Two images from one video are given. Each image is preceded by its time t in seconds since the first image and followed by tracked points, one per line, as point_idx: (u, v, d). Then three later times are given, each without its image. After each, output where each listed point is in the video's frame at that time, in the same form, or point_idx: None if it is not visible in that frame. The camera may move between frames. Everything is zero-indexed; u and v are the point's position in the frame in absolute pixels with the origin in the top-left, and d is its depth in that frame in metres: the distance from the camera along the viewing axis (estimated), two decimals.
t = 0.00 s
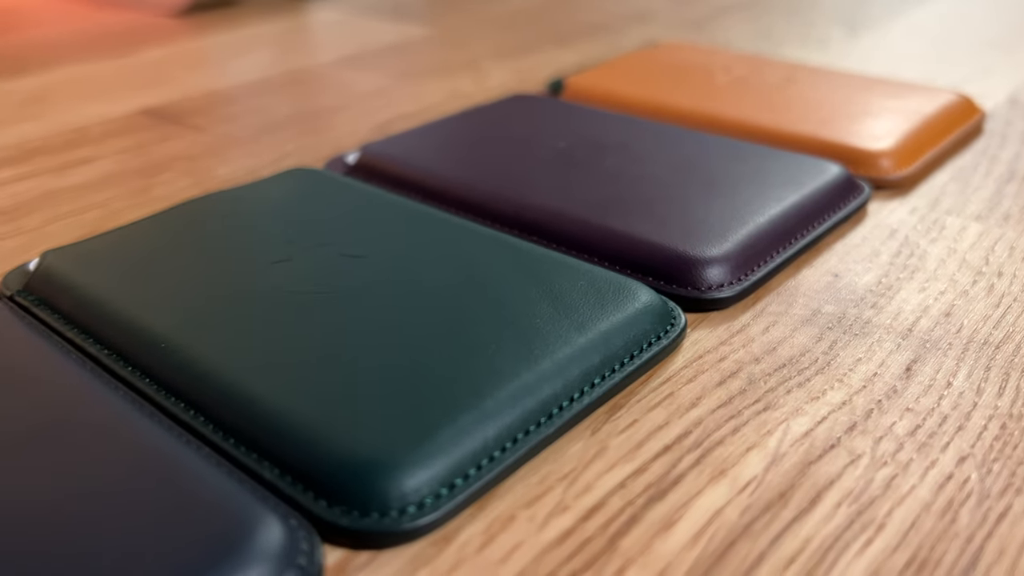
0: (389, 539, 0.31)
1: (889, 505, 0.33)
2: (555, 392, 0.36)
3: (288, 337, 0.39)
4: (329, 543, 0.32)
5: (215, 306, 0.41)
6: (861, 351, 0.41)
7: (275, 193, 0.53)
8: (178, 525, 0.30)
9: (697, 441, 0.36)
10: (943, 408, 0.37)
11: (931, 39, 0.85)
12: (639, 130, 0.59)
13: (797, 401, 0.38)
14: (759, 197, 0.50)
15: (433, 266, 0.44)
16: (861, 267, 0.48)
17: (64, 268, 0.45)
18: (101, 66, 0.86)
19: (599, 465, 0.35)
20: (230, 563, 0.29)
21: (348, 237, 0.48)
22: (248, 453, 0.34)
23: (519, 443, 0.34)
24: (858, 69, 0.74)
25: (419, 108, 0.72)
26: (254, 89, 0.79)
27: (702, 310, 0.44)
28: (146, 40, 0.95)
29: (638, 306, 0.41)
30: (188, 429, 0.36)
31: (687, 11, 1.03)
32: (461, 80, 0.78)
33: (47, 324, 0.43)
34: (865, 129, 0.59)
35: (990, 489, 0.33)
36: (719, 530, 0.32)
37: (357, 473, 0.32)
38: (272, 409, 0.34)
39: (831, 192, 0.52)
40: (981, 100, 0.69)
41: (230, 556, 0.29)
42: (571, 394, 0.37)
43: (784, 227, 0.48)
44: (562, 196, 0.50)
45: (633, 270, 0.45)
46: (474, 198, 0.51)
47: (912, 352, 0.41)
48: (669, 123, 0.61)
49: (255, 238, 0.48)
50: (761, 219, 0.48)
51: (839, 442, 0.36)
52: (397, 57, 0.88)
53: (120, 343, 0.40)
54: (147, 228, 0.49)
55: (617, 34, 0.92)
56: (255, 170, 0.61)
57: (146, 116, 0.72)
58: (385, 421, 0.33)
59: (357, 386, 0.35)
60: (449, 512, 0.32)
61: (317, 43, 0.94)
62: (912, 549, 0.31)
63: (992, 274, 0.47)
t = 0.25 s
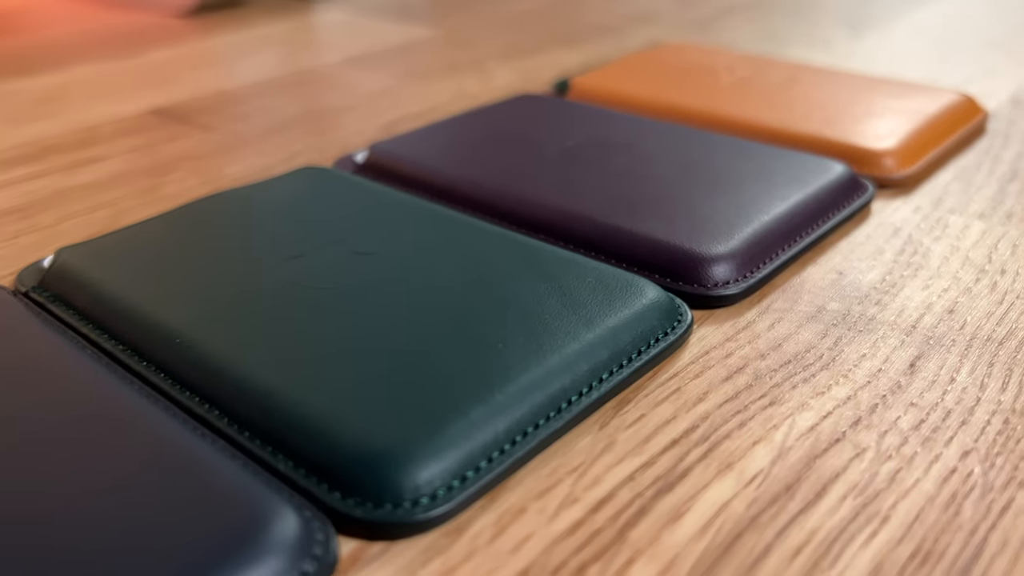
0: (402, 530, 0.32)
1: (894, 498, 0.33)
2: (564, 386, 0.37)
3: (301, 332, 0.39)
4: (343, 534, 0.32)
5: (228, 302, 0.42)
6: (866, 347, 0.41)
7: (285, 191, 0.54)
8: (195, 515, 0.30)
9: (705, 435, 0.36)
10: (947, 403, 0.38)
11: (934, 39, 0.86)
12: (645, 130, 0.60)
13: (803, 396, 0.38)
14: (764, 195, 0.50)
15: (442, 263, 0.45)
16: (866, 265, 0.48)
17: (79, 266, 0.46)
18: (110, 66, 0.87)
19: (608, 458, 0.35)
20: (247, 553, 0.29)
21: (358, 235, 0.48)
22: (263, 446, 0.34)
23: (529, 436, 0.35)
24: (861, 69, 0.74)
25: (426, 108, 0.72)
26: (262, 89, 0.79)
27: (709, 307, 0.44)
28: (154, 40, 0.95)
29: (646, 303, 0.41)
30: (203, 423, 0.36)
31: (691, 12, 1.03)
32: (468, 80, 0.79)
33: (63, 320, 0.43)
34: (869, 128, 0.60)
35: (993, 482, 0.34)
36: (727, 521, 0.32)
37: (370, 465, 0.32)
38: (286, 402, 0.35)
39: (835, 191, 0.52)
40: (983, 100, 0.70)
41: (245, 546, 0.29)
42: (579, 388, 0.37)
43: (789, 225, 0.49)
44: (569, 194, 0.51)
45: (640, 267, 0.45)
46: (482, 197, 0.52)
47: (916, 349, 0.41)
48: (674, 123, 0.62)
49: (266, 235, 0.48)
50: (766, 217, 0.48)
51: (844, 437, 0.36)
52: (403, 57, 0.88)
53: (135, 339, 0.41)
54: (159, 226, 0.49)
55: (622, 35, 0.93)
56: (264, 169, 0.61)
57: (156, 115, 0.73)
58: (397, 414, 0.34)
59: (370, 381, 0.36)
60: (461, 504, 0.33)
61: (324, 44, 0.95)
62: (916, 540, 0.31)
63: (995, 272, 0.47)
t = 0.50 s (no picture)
0: (415, 521, 0.32)
1: (899, 490, 0.34)
2: (573, 381, 0.37)
3: (313, 327, 0.40)
4: (357, 525, 0.33)
5: (240, 298, 0.42)
6: (871, 343, 0.42)
7: (295, 189, 0.54)
8: (211, 505, 0.31)
9: (712, 430, 0.37)
10: (951, 397, 0.38)
11: (938, 39, 0.86)
12: (651, 129, 0.60)
13: (809, 391, 0.39)
14: (769, 193, 0.51)
15: (451, 260, 0.45)
16: (870, 263, 0.49)
17: (93, 262, 0.46)
18: (119, 65, 0.87)
19: (617, 451, 0.36)
20: (262, 541, 0.30)
21: (368, 232, 0.49)
22: (277, 438, 0.35)
23: (539, 430, 0.36)
24: (865, 69, 0.75)
25: (433, 107, 0.73)
26: (269, 89, 0.80)
27: (715, 304, 0.45)
28: (161, 40, 0.96)
29: (653, 299, 0.42)
30: (217, 416, 0.37)
31: (696, 12, 1.04)
32: (474, 79, 0.80)
33: (77, 315, 0.44)
34: (873, 128, 0.60)
35: (997, 475, 0.34)
36: (735, 514, 0.33)
37: (383, 457, 0.33)
38: (300, 396, 0.36)
39: (839, 190, 0.53)
40: (987, 99, 0.70)
41: (261, 535, 0.30)
42: (588, 383, 0.38)
43: (794, 223, 0.49)
44: (577, 192, 0.51)
45: (647, 264, 0.46)
46: (490, 195, 0.52)
47: (921, 345, 0.42)
48: (680, 122, 0.62)
49: (277, 232, 0.49)
50: (772, 215, 0.49)
51: (849, 431, 0.37)
52: (409, 56, 0.89)
53: (149, 333, 0.41)
54: (171, 223, 0.50)
55: (627, 35, 0.93)
56: (273, 167, 0.62)
57: (164, 114, 0.74)
58: (410, 407, 0.34)
59: (382, 375, 0.36)
60: (472, 495, 0.33)
61: (330, 44, 0.96)
62: (921, 532, 0.32)
63: (998, 269, 0.48)
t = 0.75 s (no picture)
0: (428, 511, 0.33)
1: (905, 483, 0.34)
2: (583, 375, 0.38)
3: (326, 322, 0.40)
4: (371, 515, 0.33)
5: (254, 294, 0.43)
6: (876, 339, 0.42)
7: (305, 187, 0.55)
8: (229, 495, 0.31)
9: (720, 423, 0.37)
10: (956, 392, 0.39)
11: (941, 39, 0.87)
12: (657, 128, 0.61)
13: (815, 385, 0.39)
14: (775, 192, 0.51)
15: (460, 256, 0.46)
16: (875, 260, 0.49)
17: (106, 258, 0.47)
18: (127, 64, 0.88)
19: (627, 444, 0.36)
20: (280, 530, 0.30)
21: (378, 229, 0.49)
22: (292, 431, 0.36)
23: (549, 423, 0.36)
24: (869, 69, 0.75)
25: (440, 107, 0.74)
26: (278, 88, 0.81)
27: (722, 300, 0.45)
28: (170, 40, 0.97)
29: (661, 295, 0.42)
30: (232, 409, 0.37)
31: (700, 12, 1.04)
32: (480, 79, 0.80)
33: (92, 310, 0.44)
34: (878, 127, 0.61)
35: (1001, 468, 0.35)
36: (743, 505, 0.33)
37: (397, 448, 0.33)
38: (314, 389, 0.36)
39: (844, 188, 0.53)
40: (990, 99, 0.71)
41: (278, 524, 0.30)
42: (598, 377, 0.38)
43: (800, 220, 0.50)
44: (585, 190, 0.52)
45: (654, 261, 0.46)
46: (498, 193, 0.53)
47: (925, 340, 0.42)
48: (686, 121, 0.63)
49: (288, 229, 0.49)
50: (777, 213, 0.49)
51: (855, 425, 0.37)
52: (416, 56, 0.90)
53: (164, 328, 0.42)
54: (184, 221, 0.51)
55: (632, 35, 0.94)
56: (283, 166, 0.63)
57: (174, 113, 0.74)
58: (423, 400, 0.35)
59: (395, 368, 0.37)
60: (485, 487, 0.34)
61: (337, 43, 0.96)
62: (927, 523, 0.32)
63: (1002, 266, 0.48)
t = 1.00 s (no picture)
0: (442, 502, 0.33)
1: (911, 475, 0.35)
2: (593, 369, 0.38)
3: (339, 317, 0.41)
4: (385, 506, 0.34)
5: (267, 289, 0.43)
6: (882, 335, 0.43)
7: (315, 184, 0.56)
8: (245, 486, 0.32)
9: (728, 417, 0.38)
10: (961, 386, 0.39)
11: (946, 39, 0.87)
12: (663, 127, 0.61)
13: (822, 380, 0.40)
14: (781, 189, 0.52)
15: (470, 253, 0.46)
16: (880, 257, 0.50)
17: (120, 254, 0.47)
18: (136, 63, 0.89)
19: (636, 438, 0.37)
20: (297, 520, 0.31)
21: (389, 225, 0.50)
22: (307, 424, 0.36)
23: (560, 416, 0.37)
24: (874, 68, 0.76)
25: (448, 106, 0.74)
26: (286, 87, 0.81)
27: (729, 296, 0.46)
28: (178, 39, 0.98)
29: (669, 291, 0.43)
30: (247, 402, 0.38)
31: (705, 12, 1.05)
32: (487, 78, 0.81)
33: (106, 306, 0.45)
34: (882, 126, 0.61)
35: (1006, 461, 0.35)
36: (752, 497, 0.34)
37: (411, 440, 0.34)
38: (328, 382, 0.37)
39: (850, 186, 0.54)
40: (995, 98, 0.71)
41: (295, 514, 0.31)
42: (607, 371, 0.39)
43: (806, 218, 0.50)
44: (593, 188, 0.52)
45: (662, 257, 0.47)
46: (507, 190, 0.53)
47: (931, 336, 0.43)
48: (692, 120, 0.63)
49: (300, 226, 0.50)
50: (784, 210, 0.50)
51: (862, 418, 0.38)
52: (423, 56, 0.90)
53: (178, 322, 0.42)
54: (196, 217, 0.51)
55: (637, 34, 0.94)
56: (292, 164, 0.63)
57: (183, 111, 0.75)
58: (436, 393, 0.35)
59: (408, 362, 0.37)
60: (497, 479, 0.34)
61: (344, 43, 0.97)
62: (933, 515, 0.33)
63: (1006, 263, 0.49)
